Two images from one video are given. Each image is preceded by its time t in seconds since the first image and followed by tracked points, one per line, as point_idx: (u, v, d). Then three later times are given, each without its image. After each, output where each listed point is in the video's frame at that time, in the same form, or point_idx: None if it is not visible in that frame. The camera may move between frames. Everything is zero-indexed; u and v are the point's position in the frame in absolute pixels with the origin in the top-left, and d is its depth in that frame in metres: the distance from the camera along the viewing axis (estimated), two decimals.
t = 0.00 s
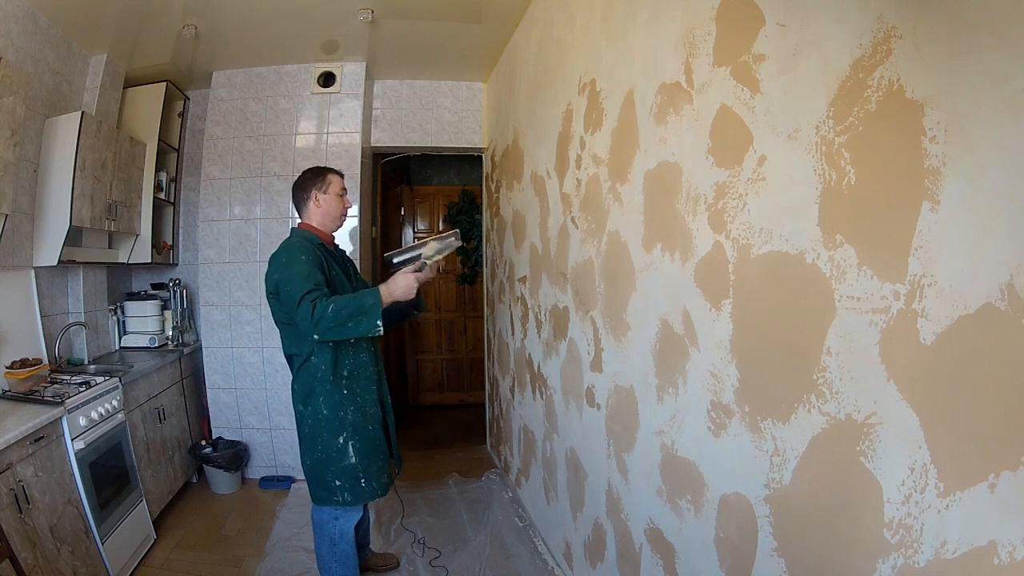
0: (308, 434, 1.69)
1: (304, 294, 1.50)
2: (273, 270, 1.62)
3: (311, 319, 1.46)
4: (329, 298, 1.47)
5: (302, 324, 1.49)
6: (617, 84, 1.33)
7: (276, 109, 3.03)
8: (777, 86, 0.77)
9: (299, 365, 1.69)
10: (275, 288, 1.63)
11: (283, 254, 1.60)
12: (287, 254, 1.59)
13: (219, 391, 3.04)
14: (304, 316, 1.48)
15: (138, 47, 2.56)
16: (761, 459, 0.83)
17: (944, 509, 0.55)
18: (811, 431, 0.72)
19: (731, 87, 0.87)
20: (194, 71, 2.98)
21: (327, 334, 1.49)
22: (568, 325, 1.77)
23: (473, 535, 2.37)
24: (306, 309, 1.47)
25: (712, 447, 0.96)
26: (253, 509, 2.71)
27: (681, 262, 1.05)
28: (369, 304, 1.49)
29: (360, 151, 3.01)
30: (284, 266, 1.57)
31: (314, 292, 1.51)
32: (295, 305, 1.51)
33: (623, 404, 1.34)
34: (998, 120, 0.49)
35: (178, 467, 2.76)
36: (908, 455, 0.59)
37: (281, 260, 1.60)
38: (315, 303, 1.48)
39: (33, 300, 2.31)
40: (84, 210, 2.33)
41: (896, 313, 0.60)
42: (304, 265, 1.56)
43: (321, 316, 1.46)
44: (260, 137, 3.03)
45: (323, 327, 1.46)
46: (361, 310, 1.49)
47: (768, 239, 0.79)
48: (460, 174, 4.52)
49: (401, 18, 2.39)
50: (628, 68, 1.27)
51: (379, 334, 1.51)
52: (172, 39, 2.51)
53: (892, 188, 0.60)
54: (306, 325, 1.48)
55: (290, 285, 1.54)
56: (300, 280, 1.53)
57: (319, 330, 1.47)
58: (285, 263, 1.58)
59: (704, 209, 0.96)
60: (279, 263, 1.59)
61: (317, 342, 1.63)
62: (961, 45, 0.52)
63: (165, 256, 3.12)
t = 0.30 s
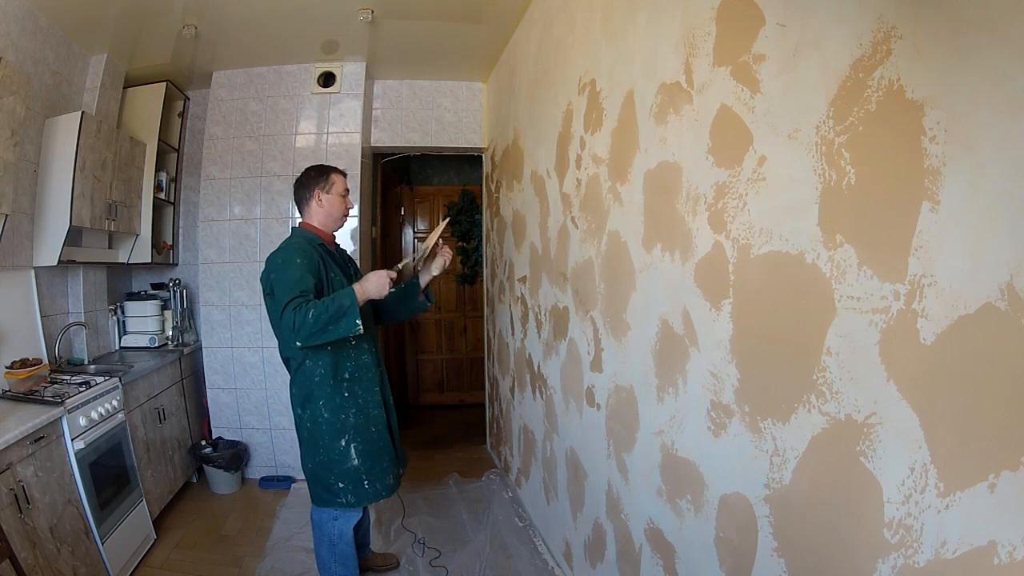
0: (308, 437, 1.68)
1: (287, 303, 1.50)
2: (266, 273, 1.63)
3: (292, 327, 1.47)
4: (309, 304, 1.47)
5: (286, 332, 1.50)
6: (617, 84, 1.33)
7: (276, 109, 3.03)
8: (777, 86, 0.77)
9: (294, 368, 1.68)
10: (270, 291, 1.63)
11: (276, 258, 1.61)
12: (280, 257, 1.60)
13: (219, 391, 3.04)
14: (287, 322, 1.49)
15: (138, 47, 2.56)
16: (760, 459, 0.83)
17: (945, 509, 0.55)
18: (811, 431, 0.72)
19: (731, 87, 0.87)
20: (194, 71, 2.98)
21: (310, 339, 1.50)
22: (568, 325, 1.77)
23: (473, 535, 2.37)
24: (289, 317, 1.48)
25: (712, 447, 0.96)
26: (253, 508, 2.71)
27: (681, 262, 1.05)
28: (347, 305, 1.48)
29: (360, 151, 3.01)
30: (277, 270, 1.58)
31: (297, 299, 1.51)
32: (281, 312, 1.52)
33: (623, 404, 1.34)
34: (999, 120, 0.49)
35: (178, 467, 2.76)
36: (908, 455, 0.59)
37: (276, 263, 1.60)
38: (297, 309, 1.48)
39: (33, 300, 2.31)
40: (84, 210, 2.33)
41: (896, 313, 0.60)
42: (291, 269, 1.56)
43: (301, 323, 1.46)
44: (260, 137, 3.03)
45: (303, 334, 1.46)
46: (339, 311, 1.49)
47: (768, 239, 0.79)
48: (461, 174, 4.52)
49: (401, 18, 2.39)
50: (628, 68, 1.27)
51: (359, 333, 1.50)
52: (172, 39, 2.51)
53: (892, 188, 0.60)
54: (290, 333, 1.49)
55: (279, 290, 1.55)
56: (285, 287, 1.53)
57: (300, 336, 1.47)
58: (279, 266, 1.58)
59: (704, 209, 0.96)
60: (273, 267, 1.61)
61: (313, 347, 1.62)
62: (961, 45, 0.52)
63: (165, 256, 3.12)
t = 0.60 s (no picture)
0: (309, 437, 1.68)
1: (298, 299, 1.50)
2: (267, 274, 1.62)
3: (306, 323, 1.46)
4: (323, 301, 1.48)
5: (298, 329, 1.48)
6: (617, 84, 1.33)
7: (276, 109, 3.03)
8: (777, 86, 0.77)
9: (295, 369, 1.68)
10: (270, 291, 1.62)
11: (278, 259, 1.61)
12: (282, 257, 1.60)
13: (219, 391, 3.04)
14: (298, 319, 1.47)
15: (138, 47, 2.56)
16: (761, 459, 0.83)
17: (944, 508, 0.55)
18: (811, 431, 0.72)
19: (731, 87, 0.87)
20: (194, 71, 2.98)
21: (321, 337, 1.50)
22: (568, 325, 1.77)
23: (473, 535, 2.37)
24: (301, 314, 1.46)
25: (712, 447, 0.96)
26: (253, 508, 2.71)
27: (681, 262, 1.05)
28: (360, 302, 1.53)
29: (360, 151, 3.01)
30: (280, 270, 1.58)
31: (308, 297, 1.51)
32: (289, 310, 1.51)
33: (623, 404, 1.34)
34: (999, 120, 0.49)
35: (178, 467, 2.76)
36: (908, 455, 0.59)
37: (278, 263, 1.60)
38: (309, 306, 1.48)
39: (33, 300, 2.31)
40: (84, 211, 2.33)
41: (896, 313, 0.60)
42: (299, 267, 1.56)
43: (316, 319, 1.46)
44: (260, 137, 3.03)
45: (319, 330, 1.47)
46: (352, 310, 1.52)
47: (768, 239, 0.79)
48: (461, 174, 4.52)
49: (401, 18, 2.39)
50: (628, 68, 1.27)
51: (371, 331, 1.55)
52: (172, 39, 2.51)
53: (892, 188, 0.60)
54: (301, 330, 1.48)
55: (284, 289, 1.54)
56: (295, 285, 1.53)
57: (314, 333, 1.47)
58: (281, 266, 1.58)
59: (704, 209, 0.96)
60: (274, 267, 1.60)
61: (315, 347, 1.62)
62: (961, 45, 0.52)
63: (165, 256, 3.12)
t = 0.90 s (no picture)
0: (308, 437, 1.69)
1: (322, 295, 1.49)
2: (275, 275, 1.61)
3: (337, 317, 1.46)
4: (349, 293, 1.47)
5: (327, 325, 1.48)
6: (617, 84, 1.33)
7: (276, 109, 3.03)
8: (777, 86, 0.77)
9: (296, 368, 1.68)
10: (280, 292, 1.60)
11: (286, 259, 1.59)
12: (291, 257, 1.58)
13: (219, 391, 3.04)
14: (326, 313, 1.47)
15: (138, 47, 2.56)
16: (760, 459, 0.83)
17: (944, 509, 0.55)
18: (811, 431, 0.72)
19: (731, 87, 0.87)
20: (194, 71, 2.98)
21: (352, 328, 1.51)
22: (568, 325, 1.77)
23: (473, 535, 2.37)
24: (330, 308, 1.47)
25: (712, 447, 0.96)
26: (253, 508, 2.71)
27: (681, 262, 1.05)
28: (384, 289, 1.55)
29: (360, 151, 3.01)
30: (291, 270, 1.56)
31: (331, 292, 1.51)
32: (310, 307, 1.50)
33: (623, 404, 1.34)
34: (998, 120, 0.49)
35: (178, 467, 2.76)
36: (908, 455, 0.59)
37: (286, 264, 1.58)
38: (335, 300, 1.48)
39: (33, 300, 2.31)
40: (84, 211, 2.33)
41: (896, 313, 0.60)
42: (312, 265, 1.55)
43: (346, 312, 1.46)
44: (260, 137, 3.03)
45: (350, 321, 1.47)
46: (378, 297, 1.54)
47: (768, 239, 0.79)
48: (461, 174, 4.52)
49: (401, 18, 2.39)
50: (628, 67, 1.27)
51: (399, 315, 1.56)
52: (172, 39, 2.51)
53: (892, 188, 0.60)
54: (332, 325, 1.48)
55: (301, 287, 1.52)
56: (314, 282, 1.52)
57: (346, 325, 1.48)
58: (292, 266, 1.57)
59: (704, 209, 0.96)
60: (284, 268, 1.58)
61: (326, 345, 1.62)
62: (961, 45, 0.52)
63: (165, 256, 3.12)
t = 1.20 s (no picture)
0: (307, 437, 1.68)
1: (332, 294, 1.49)
2: (281, 271, 1.60)
3: (347, 317, 1.47)
4: (361, 296, 1.49)
5: (334, 324, 1.48)
6: (617, 84, 1.33)
7: (276, 109, 3.03)
8: (777, 86, 0.77)
9: (296, 367, 1.68)
10: (284, 289, 1.60)
11: (293, 256, 1.59)
12: (300, 255, 1.58)
13: (219, 391, 3.04)
14: (336, 313, 1.47)
15: (138, 47, 2.56)
16: (761, 458, 0.83)
17: (944, 509, 0.55)
18: (811, 431, 0.72)
19: (731, 87, 0.87)
20: (194, 71, 2.98)
21: (359, 331, 1.51)
22: (568, 325, 1.77)
23: (473, 535, 2.37)
24: (340, 307, 1.47)
25: (712, 447, 0.96)
26: (253, 508, 2.71)
27: (681, 262, 1.05)
28: (396, 300, 1.57)
29: (360, 151, 3.01)
30: (299, 267, 1.56)
31: (341, 292, 1.51)
32: (318, 305, 1.50)
33: (623, 404, 1.34)
34: (998, 120, 0.49)
35: (178, 467, 2.76)
36: (908, 455, 0.59)
37: (293, 262, 1.58)
38: (347, 300, 1.49)
39: (33, 300, 2.31)
40: (84, 211, 2.33)
41: (896, 313, 0.60)
42: (321, 265, 1.56)
43: (356, 314, 1.47)
44: (260, 137, 3.03)
45: (359, 323, 1.48)
46: (389, 306, 1.56)
47: (768, 240, 0.79)
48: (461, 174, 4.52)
49: (401, 18, 2.39)
50: (628, 67, 1.27)
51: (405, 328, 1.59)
52: (172, 39, 2.51)
53: (891, 188, 0.60)
54: (339, 324, 1.48)
55: (309, 285, 1.52)
56: (322, 281, 1.52)
57: (354, 326, 1.48)
58: (299, 264, 1.56)
59: (704, 209, 0.96)
60: (290, 265, 1.58)
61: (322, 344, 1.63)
62: (961, 46, 0.52)
63: (165, 257, 3.12)
